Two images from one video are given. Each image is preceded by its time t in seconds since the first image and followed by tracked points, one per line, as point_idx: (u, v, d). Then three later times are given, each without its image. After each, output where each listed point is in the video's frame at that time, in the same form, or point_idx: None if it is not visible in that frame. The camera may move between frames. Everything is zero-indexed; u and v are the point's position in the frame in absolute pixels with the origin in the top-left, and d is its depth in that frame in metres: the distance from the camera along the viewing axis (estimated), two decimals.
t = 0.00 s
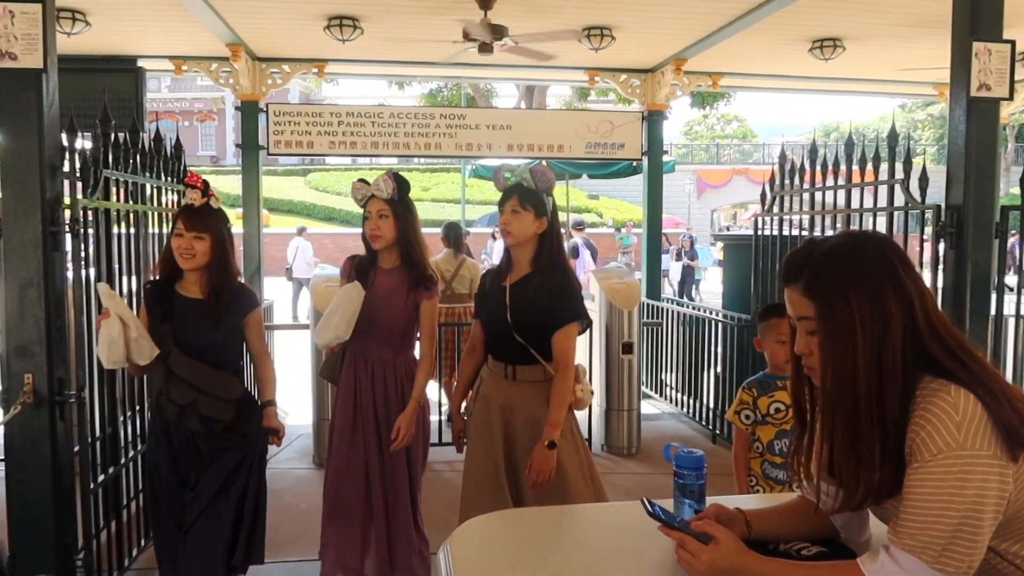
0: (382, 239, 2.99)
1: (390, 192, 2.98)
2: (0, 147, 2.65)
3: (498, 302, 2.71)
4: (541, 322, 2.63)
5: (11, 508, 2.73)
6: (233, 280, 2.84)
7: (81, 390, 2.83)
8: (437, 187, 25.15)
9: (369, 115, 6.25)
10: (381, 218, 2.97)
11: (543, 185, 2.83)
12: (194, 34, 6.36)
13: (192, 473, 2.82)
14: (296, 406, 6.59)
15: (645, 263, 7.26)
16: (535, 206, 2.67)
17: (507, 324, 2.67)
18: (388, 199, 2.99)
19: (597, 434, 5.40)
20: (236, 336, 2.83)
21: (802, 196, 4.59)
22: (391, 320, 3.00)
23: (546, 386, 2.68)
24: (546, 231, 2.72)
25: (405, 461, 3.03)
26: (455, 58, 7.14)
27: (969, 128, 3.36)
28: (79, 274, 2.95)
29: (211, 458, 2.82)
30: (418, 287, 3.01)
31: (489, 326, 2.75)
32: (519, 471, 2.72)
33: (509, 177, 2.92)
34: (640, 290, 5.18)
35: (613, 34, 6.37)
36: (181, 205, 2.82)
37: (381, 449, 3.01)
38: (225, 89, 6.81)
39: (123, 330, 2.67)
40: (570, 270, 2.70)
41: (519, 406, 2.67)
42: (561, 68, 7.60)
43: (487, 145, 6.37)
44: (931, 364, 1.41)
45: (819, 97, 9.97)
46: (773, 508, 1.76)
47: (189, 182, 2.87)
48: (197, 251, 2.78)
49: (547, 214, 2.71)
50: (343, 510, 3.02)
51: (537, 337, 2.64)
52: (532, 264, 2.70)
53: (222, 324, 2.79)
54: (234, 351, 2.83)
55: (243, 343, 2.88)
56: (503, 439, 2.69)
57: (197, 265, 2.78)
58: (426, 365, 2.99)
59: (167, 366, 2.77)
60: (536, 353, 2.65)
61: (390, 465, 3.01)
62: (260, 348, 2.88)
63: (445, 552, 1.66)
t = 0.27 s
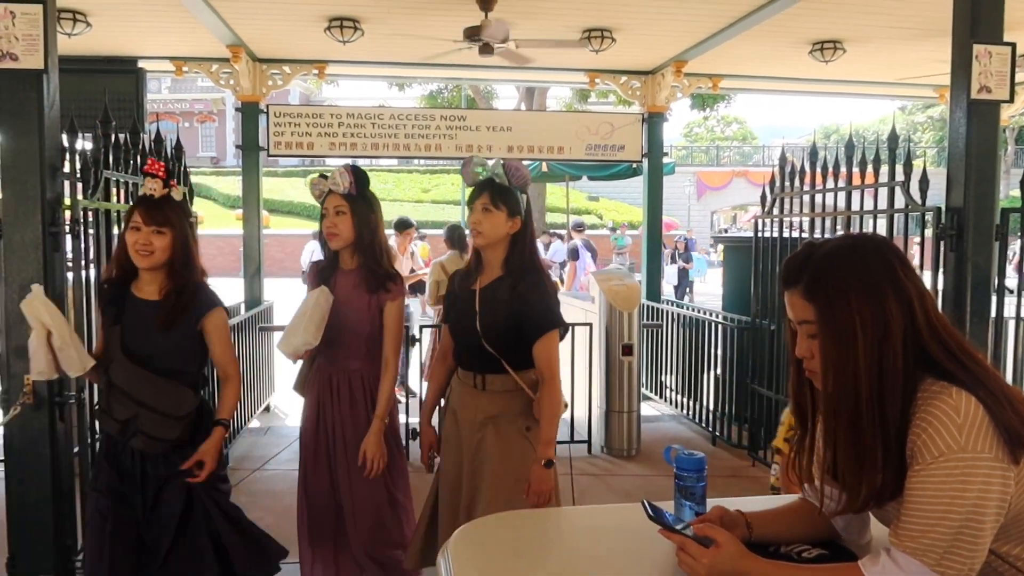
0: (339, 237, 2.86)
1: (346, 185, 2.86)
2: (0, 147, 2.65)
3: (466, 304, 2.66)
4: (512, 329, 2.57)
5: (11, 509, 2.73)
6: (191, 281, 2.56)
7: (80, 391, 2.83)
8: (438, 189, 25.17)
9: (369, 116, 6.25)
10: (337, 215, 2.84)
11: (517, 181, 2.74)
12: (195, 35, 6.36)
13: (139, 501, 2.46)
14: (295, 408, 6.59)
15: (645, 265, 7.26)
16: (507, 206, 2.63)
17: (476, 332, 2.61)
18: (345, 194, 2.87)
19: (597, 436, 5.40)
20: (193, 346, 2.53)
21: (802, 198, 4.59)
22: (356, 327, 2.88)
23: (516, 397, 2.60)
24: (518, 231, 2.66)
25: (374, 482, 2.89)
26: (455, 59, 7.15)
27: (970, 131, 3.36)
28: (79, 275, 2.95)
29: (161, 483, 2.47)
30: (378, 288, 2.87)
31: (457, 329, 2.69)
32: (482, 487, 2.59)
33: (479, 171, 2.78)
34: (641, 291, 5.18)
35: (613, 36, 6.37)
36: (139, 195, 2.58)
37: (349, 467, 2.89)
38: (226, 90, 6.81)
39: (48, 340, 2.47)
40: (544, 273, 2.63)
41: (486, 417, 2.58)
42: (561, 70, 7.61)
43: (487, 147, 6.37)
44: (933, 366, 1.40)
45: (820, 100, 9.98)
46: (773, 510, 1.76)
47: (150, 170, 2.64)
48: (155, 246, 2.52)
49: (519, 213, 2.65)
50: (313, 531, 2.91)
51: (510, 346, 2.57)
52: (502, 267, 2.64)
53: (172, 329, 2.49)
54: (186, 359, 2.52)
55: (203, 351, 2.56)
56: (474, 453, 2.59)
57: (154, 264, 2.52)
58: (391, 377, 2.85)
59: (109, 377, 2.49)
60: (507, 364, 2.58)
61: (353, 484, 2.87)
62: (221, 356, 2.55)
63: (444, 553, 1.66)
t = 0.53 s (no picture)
0: (302, 245, 2.61)
1: (311, 187, 2.60)
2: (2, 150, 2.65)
3: (443, 321, 2.47)
4: (489, 351, 2.39)
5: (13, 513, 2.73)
6: (128, 300, 2.27)
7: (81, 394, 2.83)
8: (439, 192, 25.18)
9: (371, 119, 6.25)
10: (302, 220, 2.60)
11: (501, 189, 2.53)
12: (197, 38, 6.37)
13: (75, 548, 2.20)
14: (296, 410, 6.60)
15: (646, 268, 7.26)
16: (490, 216, 2.44)
17: (450, 352, 2.43)
18: (310, 196, 2.62)
19: (598, 439, 5.40)
20: (135, 371, 2.25)
21: (803, 201, 4.59)
22: (318, 341, 2.62)
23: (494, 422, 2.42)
24: (500, 243, 2.48)
25: (336, 511, 2.63)
26: (456, 63, 7.15)
27: (971, 134, 3.36)
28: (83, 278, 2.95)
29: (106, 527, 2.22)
30: (343, 300, 2.61)
31: (432, 347, 2.50)
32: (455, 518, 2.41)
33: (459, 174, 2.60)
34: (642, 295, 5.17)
35: (614, 39, 6.38)
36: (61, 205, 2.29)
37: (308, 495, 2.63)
38: (227, 93, 6.81)
39: None
40: (528, 290, 2.45)
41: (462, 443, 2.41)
42: (563, 74, 7.61)
43: (488, 150, 6.37)
44: (937, 371, 1.40)
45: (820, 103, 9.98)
46: (776, 515, 1.76)
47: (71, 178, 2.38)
48: (81, 260, 2.23)
49: (503, 224, 2.47)
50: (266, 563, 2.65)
51: (486, 369, 2.39)
52: (483, 282, 2.46)
53: (111, 355, 2.20)
54: (127, 388, 2.24)
55: (146, 378, 2.28)
56: (447, 484, 2.43)
57: (82, 281, 2.23)
58: (360, 398, 2.60)
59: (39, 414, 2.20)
60: (481, 389, 2.40)
61: (313, 515, 2.61)
62: (168, 382, 2.27)
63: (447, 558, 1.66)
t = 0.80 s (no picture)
0: (263, 248, 2.38)
1: (273, 183, 2.37)
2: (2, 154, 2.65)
3: (423, 325, 2.33)
4: (469, 358, 2.24)
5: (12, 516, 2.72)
6: (55, 301, 1.96)
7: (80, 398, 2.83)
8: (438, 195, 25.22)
9: (370, 122, 6.25)
10: (261, 220, 2.37)
11: (490, 181, 2.36)
12: (197, 42, 6.38)
13: None
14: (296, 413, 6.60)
15: (646, 270, 7.27)
16: (476, 212, 2.29)
17: (430, 360, 2.29)
18: (270, 194, 2.39)
19: (598, 442, 5.39)
20: (64, 381, 1.94)
21: (803, 204, 4.59)
22: (275, 351, 2.37)
23: (476, 436, 2.29)
24: (486, 241, 2.33)
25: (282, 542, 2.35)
26: (456, 66, 7.16)
27: (971, 136, 3.36)
28: (81, 281, 2.94)
29: (27, 559, 1.93)
30: (305, 308, 2.37)
31: (411, 355, 2.36)
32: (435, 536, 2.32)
33: (446, 165, 2.41)
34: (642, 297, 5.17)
35: (613, 42, 6.38)
36: None
37: (257, 526, 2.38)
38: (227, 96, 6.81)
39: None
40: (514, 293, 2.31)
41: (442, 459, 2.28)
42: (562, 77, 7.62)
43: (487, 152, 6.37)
44: (937, 373, 1.40)
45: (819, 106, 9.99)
46: (776, 517, 1.76)
47: None
48: None
49: (488, 221, 2.32)
50: None
51: (467, 378, 2.24)
52: (466, 283, 2.32)
53: (37, 363, 1.90)
54: (57, 401, 1.94)
55: (79, 389, 1.98)
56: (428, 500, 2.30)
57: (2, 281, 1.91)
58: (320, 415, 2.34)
59: None
60: (462, 400, 2.25)
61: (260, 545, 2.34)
62: (104, 391, 1.99)
63: (446, 561, 1.65)
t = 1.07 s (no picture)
0: (197, 246, 2.14)
1: (208, 172, 2.13)
2: (2, 154, 2.65)
3: (393, 337, 2.04)
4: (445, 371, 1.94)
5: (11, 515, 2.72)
6: None
7: (80, 398, 2.82)
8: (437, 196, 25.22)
9: (370, 123, 6.25)
10: (194, 215, 2.14)
11: (458, 181, 2.02)
12: (197, 42, 6.37)
13: None
14: (295, 413, 6.60)
15: (645, 271, 7.26)
16: (445, 212, 1.99)
17: (401, 374, 2.00)
18: (205, 185, 2.15)
19: (597, 442, 5.39)
20: None
21: (802, 205, 4.59)
22: (215, 362, 2.12)
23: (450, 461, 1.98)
24: (460, 244, 2.03)
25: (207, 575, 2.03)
26: (456, 66, 7.16)
27: (971, 136, 3.37)
28: (80, 281, 2.94)
29: None
30: (247, 312, 2.12)
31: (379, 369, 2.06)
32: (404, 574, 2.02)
33: (411, 163, 2.07)
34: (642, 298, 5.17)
35: (613, 43, 6.38)
36: None
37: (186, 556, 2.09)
38: (227, 97, 6.81)
39: None
40: (496, 300, 2.01)
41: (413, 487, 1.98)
42: (562, 77, 7.62)
43: (487, 153, 6.37)
44: (938, 374, 1.40)
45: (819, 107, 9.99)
46: (776, 518, 1.75)
47: None
48: None
49: (462, 221, 2.02)
50: None
51: (443, 395, 1.95)
52: (441, 290, 2.02)
53: None
54: None
55: None
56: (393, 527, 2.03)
57: None
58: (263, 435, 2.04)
59: None
60: (438, 418, 1.95)
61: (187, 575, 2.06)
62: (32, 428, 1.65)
63: (445, 560, 1.66)
